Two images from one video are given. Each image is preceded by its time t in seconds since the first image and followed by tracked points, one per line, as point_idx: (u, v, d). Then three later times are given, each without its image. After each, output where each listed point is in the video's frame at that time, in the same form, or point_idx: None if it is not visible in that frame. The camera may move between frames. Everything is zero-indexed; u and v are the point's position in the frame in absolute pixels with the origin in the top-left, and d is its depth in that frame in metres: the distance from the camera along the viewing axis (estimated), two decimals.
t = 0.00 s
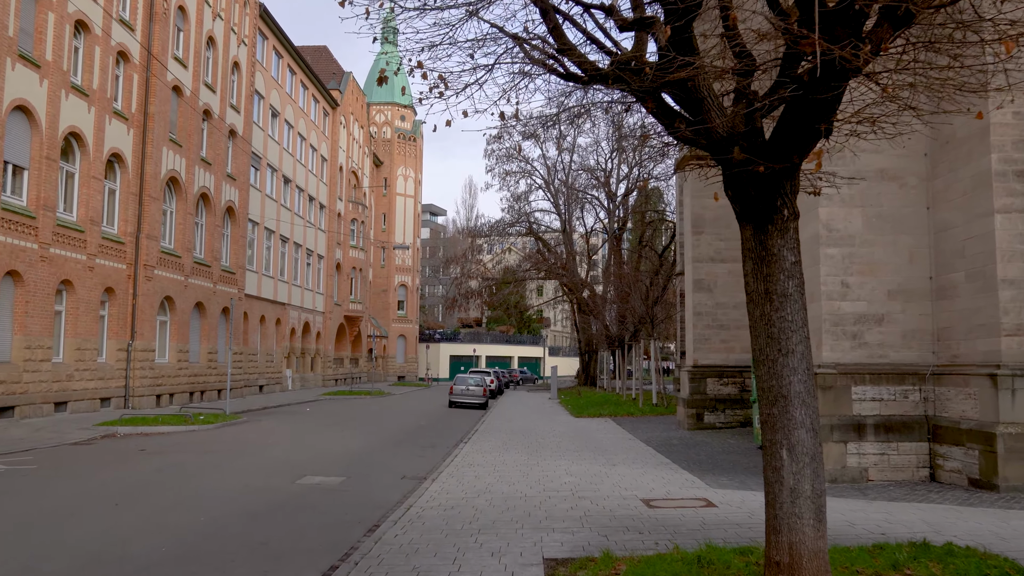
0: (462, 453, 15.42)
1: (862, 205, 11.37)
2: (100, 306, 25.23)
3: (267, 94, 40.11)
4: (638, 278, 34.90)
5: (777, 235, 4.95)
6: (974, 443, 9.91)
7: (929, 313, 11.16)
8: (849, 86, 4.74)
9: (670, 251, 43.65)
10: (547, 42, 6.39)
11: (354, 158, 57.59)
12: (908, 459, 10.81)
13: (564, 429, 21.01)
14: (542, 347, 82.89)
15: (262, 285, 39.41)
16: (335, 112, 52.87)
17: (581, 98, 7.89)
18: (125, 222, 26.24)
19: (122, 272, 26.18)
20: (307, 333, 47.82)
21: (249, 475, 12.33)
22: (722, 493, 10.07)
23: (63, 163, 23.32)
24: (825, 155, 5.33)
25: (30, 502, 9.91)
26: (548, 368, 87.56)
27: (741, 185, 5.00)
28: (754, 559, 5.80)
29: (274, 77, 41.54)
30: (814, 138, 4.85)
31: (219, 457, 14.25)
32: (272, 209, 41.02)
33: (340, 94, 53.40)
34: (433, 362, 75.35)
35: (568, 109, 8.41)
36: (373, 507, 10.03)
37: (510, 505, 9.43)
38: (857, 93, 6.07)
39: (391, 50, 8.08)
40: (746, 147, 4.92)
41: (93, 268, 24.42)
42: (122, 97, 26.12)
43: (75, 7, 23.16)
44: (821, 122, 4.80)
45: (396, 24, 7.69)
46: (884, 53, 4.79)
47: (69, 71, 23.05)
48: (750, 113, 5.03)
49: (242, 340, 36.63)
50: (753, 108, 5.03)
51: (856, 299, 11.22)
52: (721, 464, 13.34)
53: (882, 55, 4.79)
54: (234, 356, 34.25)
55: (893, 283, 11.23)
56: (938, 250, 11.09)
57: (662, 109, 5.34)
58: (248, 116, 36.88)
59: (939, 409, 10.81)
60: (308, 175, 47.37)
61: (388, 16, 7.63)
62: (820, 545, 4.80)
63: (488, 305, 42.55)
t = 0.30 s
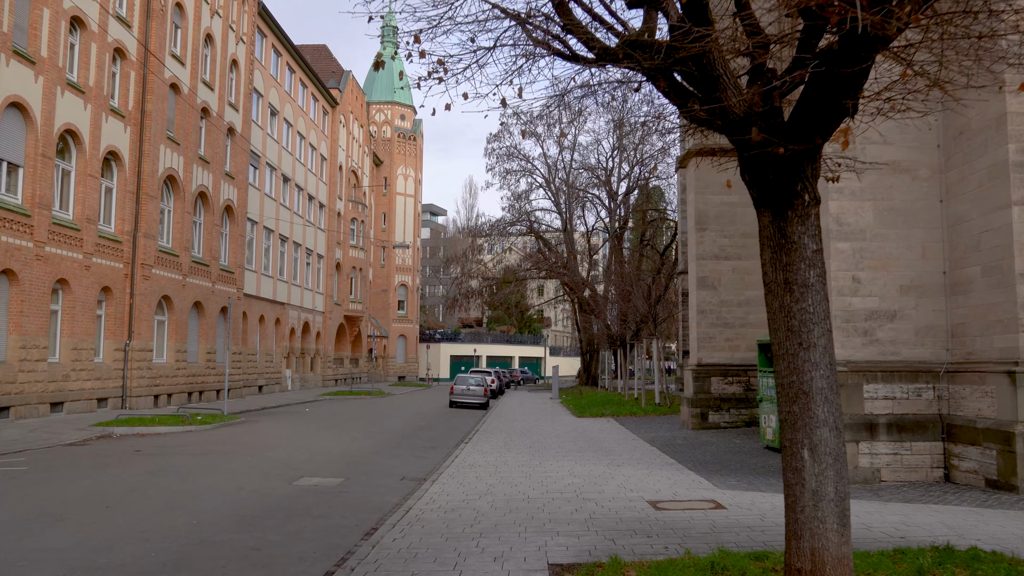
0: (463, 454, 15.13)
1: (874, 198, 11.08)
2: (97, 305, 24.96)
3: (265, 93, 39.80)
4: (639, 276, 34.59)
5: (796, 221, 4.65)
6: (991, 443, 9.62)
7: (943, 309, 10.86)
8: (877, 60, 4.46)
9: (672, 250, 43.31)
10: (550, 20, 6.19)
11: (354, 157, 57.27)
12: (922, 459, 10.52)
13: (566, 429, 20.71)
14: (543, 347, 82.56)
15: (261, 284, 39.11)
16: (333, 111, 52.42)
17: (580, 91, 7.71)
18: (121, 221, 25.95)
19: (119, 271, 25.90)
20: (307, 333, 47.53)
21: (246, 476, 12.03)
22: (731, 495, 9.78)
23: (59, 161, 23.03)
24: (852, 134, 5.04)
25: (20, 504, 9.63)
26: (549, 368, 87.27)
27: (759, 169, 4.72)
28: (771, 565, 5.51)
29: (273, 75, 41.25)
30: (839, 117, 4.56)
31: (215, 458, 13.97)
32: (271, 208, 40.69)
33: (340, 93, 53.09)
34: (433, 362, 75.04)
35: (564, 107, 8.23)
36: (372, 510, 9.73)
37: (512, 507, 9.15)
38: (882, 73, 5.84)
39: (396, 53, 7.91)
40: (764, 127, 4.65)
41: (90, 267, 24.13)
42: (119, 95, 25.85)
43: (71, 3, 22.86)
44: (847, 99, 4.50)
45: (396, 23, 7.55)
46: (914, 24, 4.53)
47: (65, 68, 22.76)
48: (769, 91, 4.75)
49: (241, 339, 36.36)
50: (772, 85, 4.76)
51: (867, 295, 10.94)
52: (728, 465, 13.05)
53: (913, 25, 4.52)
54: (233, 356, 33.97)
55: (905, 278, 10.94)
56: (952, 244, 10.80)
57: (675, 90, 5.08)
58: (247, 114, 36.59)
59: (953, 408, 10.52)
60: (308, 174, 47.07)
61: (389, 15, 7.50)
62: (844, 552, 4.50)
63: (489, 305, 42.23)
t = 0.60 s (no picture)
0: (465, 456, 14.83)
1: (887, 193, 10.76)
2: (94, 306, 24.67)
3: (264, 91, 39.49)
4: (642, 276, 34.27)
5: (823, 212, 4.34)
6: (1011, 445, 9.31)
7: (958, 307, 10.55)
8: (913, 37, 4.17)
9: (674, 248, 42.97)
10: None
11: (354, 156, 56.92)
12: (938, 462, 10.19)
13: (569, 430, 20.40)
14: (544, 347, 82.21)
15: (260, 284, 38.81)
16: (333, 110, 52.07)
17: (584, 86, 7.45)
18: (118, 220, 25.65)
19: (116, 271, 25.59)
20: (307, 334, 47.24)
21: (242, 480, 11.72)
22: (742, 499, 9.47)
23: (54, 159, 22.74)
24: (888, 114, 4.78)
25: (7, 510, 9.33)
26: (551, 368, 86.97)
27: (784, 157, 4.41)
28: None
29: (273, 73, 40.95)
30: (872, 98, 4.27)
31: (211, 461, 13.66)
32: (270, 207, 40.37)
33: (339, 91, 52.76)
34: (434, 362, 74.71)
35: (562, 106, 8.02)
36: (370, 516, 9.43)
37: (516, 513, 8.85)
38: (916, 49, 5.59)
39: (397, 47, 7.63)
40: (789, 111, 4.36)
41: (86, 267, 23.83)
42: (116, 92, 25.56)
43: None
44: (881, 78, 4.22)
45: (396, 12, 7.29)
46: None
47: (60, 64, 22.47)
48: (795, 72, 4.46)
49: (240, 340, 36.07)
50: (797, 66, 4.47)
51: (880, 293, 10.63)
52: (736, 467, 12.74)
53: None
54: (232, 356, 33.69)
55: (920, 275, 10.62)
56: (968, 241, 10.48)
57: (694, 70, 4.81)
58: (246, 112, 36.27)
59: (970, 409, 10.20)
60: (307, 173, 46.72)
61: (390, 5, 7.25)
62: (876, 566, 4.19)
63: (490, 305, 41.89)
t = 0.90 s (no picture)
0: (465, 457, 14.55)
1: (898, 186, 10.47)
2: (90, 305, 24.39)
3: (263, 89, 39.23)
4: (643, 275, 34.02)
5: (845, 198, 4.06)
6: None
7: (972, 304, 10.27)
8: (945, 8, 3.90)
9: (676, 248, 42.72)
10: None
11: (354, 155, 56.65)
12: (951, 464, 9.89)
13: (570, 431, 20.15)
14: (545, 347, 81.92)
15: (259, 284, 38.54)
16: (333, 108, 51.77)
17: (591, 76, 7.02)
18: (115, 218, 25.40)
19: (113, 270, 25.33)
20: (306, 334, 46.97)
21: (237, 482, 11.44)
22: (749, 502, 9.21)
23: (50, 156, 22.49)
24: (922, 89, 4.46)
25: None
26: (552, 369, 86.75)
27: (803, 139, 4.14)
28: None
29: (272, 71, 40.68)
30: (898, 75, 4.01)
31: (206, 462, 13.38)
32: (269, 206, 40.10)
33: (339, 90, 52.52)
34: (435, 362, 74.43)
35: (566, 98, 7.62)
36: (367, 519, 9.16)
37: (518, 516, 8.57)
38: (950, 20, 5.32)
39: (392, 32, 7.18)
40: (810, 89, 4.11)
41: (82, 265, 23.57)
42: (113, 89, 25.31)
43: None
44: (910, 52, 3.96)
45: None
46: None
47: (56, 61, 22.21)
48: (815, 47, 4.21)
49: (239, 340, 35.84)
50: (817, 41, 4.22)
51: (891, 289, 10.33)
52: (742, 468, 12.44)
53: None
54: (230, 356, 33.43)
55: (932, 271, 10.33)
56: (982, 236, 10.20)
57: (707, 46, 4.54)
58: (244, 111, 36.03)
59: (984, 409, 9.93)
60: (307, 172, 46.46)
61: None
62: None
63: (490, 304, 41.59)
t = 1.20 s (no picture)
0: (464, 460, 14.24)
1: (909, 183, 10.16)
2: (84, 305, 24.09)
3: (261, 87, 38.92)
4: (644, 275, 33.74)
5: (870, 187, 3.76)
6: None
7: (985, 304, 9.97)
8: None
9: (677, 248, 42.40)
10: None
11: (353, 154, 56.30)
12: (965, 468, 9.54)
13: (570, 433, 19.86)
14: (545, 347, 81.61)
15: (257, 284, 38.22)
16: (333, 107, 51.47)
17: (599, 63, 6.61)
18: (110, 217, 25.10)
19: (108, 269, 25.02)
20: (305, 334, 46.68)
21: (229, 486, 11.13)
22: (756, 508, 8.90)
23: (43, 154, 22.21)
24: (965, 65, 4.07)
25: None
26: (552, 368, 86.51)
27: (827, 124, 3.86)
28: None
29: (269, 69, 40.36)
30: (931, 54, 3.72)
31: (198, 466, 13.08)
32: (267, 205, 39.79)
33: (338, 89, 52.21)
34: (434, 362, 74.12)
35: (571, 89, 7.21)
36: (362, 527, 8.85)
37: (518, 524, 8.28)
38: None
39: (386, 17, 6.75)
40: (834, 70, 3.85)
41: (76, 265, 23.28)
42: (108, 86, 25.01)
43: None
44: (945, 30, 3.67)
45: None
46: None
47: (49, 57, 21.91)
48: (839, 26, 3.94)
49: (237, 340, 35.52)
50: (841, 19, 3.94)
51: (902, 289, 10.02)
52: (747, 472, 12.13)
53: None
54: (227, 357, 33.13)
55: (944, 270, 10.03)
56: (996, 233, 9.89)
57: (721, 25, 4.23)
58: (242, 109, 35.73)
59: (999, 411, 9.62)
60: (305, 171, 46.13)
61: None
62: None
63: (490, 304, 41.29)
